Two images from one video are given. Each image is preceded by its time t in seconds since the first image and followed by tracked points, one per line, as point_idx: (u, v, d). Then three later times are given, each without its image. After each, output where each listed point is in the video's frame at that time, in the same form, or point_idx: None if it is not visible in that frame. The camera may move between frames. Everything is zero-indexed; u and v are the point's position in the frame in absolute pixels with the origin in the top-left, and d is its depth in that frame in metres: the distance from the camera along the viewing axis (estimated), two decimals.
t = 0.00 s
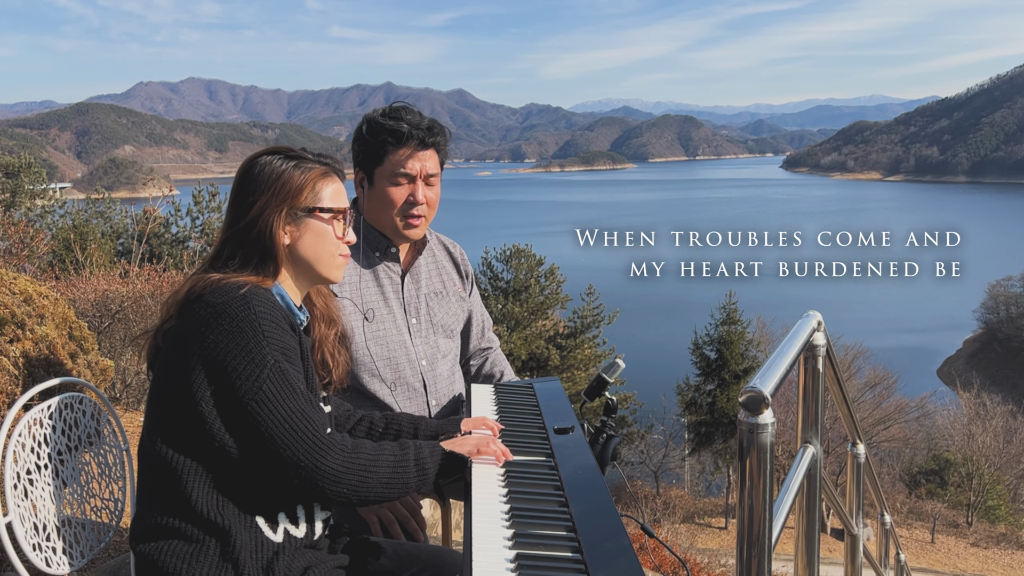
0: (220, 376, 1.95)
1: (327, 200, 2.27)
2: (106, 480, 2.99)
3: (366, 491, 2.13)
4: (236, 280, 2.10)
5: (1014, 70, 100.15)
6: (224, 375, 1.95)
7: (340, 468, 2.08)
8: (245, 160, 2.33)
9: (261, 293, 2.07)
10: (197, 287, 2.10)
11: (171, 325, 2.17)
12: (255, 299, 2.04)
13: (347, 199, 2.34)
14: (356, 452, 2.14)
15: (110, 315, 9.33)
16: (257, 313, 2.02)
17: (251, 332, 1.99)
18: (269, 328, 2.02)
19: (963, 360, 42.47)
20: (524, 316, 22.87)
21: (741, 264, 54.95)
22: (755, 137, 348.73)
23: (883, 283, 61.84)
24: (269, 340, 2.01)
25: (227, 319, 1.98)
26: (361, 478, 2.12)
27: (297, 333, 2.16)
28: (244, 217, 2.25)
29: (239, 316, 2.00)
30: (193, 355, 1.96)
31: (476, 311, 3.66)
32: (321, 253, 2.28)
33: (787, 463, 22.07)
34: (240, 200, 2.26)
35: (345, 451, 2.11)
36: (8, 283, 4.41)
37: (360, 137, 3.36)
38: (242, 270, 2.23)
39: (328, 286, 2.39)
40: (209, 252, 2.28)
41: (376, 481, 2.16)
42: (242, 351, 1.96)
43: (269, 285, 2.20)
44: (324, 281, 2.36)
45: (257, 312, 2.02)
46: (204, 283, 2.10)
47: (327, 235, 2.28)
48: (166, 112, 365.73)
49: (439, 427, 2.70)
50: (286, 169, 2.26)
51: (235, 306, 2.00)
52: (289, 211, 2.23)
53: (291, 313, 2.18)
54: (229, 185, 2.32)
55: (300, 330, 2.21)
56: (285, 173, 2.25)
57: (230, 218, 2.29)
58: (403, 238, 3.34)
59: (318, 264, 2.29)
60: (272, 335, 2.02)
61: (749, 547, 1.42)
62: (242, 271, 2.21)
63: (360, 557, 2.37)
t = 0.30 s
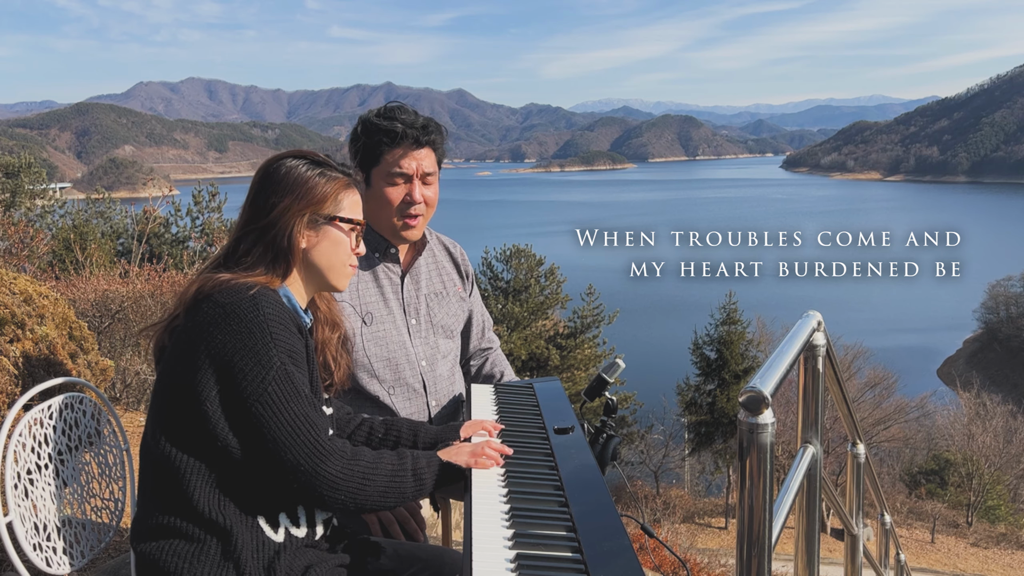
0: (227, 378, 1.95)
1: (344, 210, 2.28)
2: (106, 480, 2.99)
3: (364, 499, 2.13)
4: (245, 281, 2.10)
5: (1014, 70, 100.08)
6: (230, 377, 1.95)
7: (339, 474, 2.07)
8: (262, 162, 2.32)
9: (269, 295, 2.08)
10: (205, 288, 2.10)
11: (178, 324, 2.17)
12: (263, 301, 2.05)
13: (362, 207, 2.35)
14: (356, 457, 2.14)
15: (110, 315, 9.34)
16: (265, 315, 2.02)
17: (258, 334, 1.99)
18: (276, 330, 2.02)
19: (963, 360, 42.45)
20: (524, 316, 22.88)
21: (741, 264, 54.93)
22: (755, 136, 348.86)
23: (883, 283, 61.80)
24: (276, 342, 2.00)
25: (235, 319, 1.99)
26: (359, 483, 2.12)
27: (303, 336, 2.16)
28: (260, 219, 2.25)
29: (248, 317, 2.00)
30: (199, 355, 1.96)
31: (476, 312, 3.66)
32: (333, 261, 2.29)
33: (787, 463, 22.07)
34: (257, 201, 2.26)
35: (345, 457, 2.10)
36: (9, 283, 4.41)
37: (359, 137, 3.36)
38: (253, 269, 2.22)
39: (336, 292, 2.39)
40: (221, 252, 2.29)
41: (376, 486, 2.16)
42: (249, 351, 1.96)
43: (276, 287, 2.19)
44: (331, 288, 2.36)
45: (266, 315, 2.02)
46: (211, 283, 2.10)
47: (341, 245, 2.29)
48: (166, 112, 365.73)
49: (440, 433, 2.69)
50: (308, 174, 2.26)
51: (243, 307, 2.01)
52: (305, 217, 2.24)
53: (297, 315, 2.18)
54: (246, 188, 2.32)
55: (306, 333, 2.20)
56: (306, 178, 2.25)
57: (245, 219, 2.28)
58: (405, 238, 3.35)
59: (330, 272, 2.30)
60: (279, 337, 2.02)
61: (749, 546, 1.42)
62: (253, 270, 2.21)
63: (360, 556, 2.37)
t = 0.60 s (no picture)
0: (229, 377, 1.95)
1: (346, 209, 2.28)
2: (106, 480, 2.99)
3: (367, 495, 2.13)
4: (246, 279, 2.10)
5: (1014, 70, 100.08)
6: (233, 375, 1.95)
7: (342, 470, 2.08)
8: (265, 160, 2.32)
9: (271, 294, 2.08)
10: (208, 285, 2.10)
11: (179, 323, 2.17)
12: (265, 299, 2.04)
13: (365, 209, 2.35)
14: (358, 454, 2.13)
15: (110, 315, 9.34)
16: (267, 313, 2.02)
17: (260, 331, 1.98)
18: (277, 327, 2.02)
19: (963, 360, 42.43)
20: (524, 316, 22.88)
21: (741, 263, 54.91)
22: (755, 136, 348.84)
23: (883, 283, 61.76)
24: (277, 339, 2.00)
25: (237, 317, 1.99)
26: (362, 480, 2.12)
27: (304, 334, 2.16)
28: (263, 217, 2.25)
29: (249, 315, 2.00)
30: (202, 352, 1.96)
31: (476, 311, 3.66)
32: (334, 260, 2.28)
33: (787, 463, 22.06)
34: (260, 199, 2.26)
35: (347, 452, 2.11)
36: (8, 283, 4.41)
37: (357, 136, 3.36)
38: (254, 267, 2.22)
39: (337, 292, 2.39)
40: (224, 249, 2.29)
41: (378, 483, 2.16)
42: (251, 349, 1.96)
43: (278, 284, 2.19)
44: (333, 288, 2.35)
45: (267, 312, 2.02)
46: (214, 281, 2.10)
47: (342, 244, 2.29)
48: (166, 112, 365.74)
49: (441, 433, 2.68)
50: (312, 173, 2.26)
51: (246, 304, 2.01)
52: (307, 215, 2.23)
53: (300, 314, 2.17)
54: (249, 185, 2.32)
55: (308, 331, 2.20)
56: (309, 176, 2.25)
57: (249, 217, 2.29)
58: (405, 237, 3.35)
59: (331, 271, 2.29)
60: (281, 333, 2.02)
61: (749, 546, 1.42)
62: (255, 268, 2.21)
63: (361, 557, 2.37)
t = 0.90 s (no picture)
0: (220, 377, 1.95)
1: (335, 208, 2.28)
2: (106, 480, 2.99)
3: (363, 491, 2.13)
4: (237, 280, 2.10)
5: (1014, 70, 100.01)
6: (224, 376, 1.95)
7: (337, 469, 2.07)
8: (262, 161, 2.33)
9: (263, 294, 2.08)
10: (199, 286, 2.10)
11: (172, 323, 2.17)
12: (255, 301, 2.04)
13: (355, 206, 2.35)
14: (352, 452, 2.14)
15: (110, 315, 9.34)
16: (257, 314, 2.01)
17: (250, 333, 1.98)
18: (268, 328, 2.02)
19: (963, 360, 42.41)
20: (524, 316, 22.90)
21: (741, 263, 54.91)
22: (755, 136, 348.80)
23: (883, 283, 61.71)
24: (269, 342, 2.00)
25: (228, 319, 1.98)
26: (357, 478, 2.12)
27: (297, 335, 2.16)
28: (253, 219, 2.25)
29: (239, 318, 1.99)
30: (194, 353, 1.96)
31: (476, 311, 3.66)
32: (322, 261, 2.27)
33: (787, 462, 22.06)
34: (252, 199, 2.27)
35: (342, 450, 2.10)
36: (9, 283, 4.41)
37: (351, 136, 3.36)
38: (243, 269, 2.22)
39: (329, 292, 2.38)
40: (215, 251, 2.29)
41: (373, 481, 2.16)
42: (242, 351, 1.96)
43: (269, 286, 2.18)
44: (325, 289, 2.34)
45: (257, 313, 2.02)
46: (203, 283, 2.11)
47: (331, 244, 2.28)
48: (166, 112, 365.74)
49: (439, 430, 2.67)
50: (301, 172, 2.27)
51: (237, 307, 2.00)
52: (296, 215, 2.23)
53: (291, 315, 2.17)
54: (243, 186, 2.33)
55: (300, 332, 2.20)
56: (298, 177, 2.26)
57: (240, 217, 2.29)
58: (401, 237, 3.34)
59: (319, 273, 2.27)
60: (272, 335, 2.02)
61: (749, 545, 1.42)
62: (244, 271, 2.21)
63: (359, 557, 2.37)
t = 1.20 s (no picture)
0: (219, 377, 1.96)
1: (331, 206, 2.28)
2: (106, 480, 2.98)
3: (362, 493, 2.13)
4: (234, 279, 2.10)
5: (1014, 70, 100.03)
6: (223, 374, 1.95)
7: (336, 468, 2.07)
8: (255, 158, 2.33)
9: (260, 294, 2.07)
10: (196, 287, 2.09)
11: (169, 323, 2.17)
12: (253, 300, 2.04)
13: (351, 205, 2.35)
14: (352, 452, 2.14)
15: (110, 315, 9.34)
16: (254, 313, 2.02)
17: (248, 332, 1.99)
18: (266, 327, 2.02)
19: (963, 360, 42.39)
20: (524, 316, 22.90)
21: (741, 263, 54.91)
22: (755, 136, 348.84)
23: (883, 282, 61.68)
24: (267, 341, 2.01)
25: (225, 318, 1.99)
26: (357, 478, 2.12)
27: (295, 334, 2.16)
28: (249, 218, 2.25)
29: (236, 317, 1.99)
30: (191, 354, 1.96)
31: (475, 311, 3.66)
32: (319, 257, 2.27)
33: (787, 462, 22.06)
34: (247, 195, 2.26)
35: (342, 450, 2.11)
36: (9, 283, 4.41)
37: (350, 136, 3.36)
38: (242, 266, 2.22)
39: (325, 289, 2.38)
40: (211, 250, 2.29)
41: (372, 482, 2.16)
42: (239, 349, 1.96)
43: (266, 283, 2.18)
44: (320, 287, 2.34)
45: (255, 312, 2.02)
46: (201, 283, 2.10)
47: (326, 241, 2.28)
48: (166, 112, 365.72)
49: (439, 427, 2.68)
50: (296, 170, 2.27)
51: (233, 306, 2.00)
52: (291, 212, 2.23)
53: (288, 313, 2.17)
54: (237, 184, 2.33)
55: (298, 330, 2.19)
56: (294, 173, 2.25)
57: (236, 214, 2.28)
58: (400, 236, 3.33)
59: (315, 269, 2.28)
60: (270, 334, 2.02)
61: (749, 548, 1.41)
62: (241, 268, 2.20)
63: (359, 557, 2.37)
